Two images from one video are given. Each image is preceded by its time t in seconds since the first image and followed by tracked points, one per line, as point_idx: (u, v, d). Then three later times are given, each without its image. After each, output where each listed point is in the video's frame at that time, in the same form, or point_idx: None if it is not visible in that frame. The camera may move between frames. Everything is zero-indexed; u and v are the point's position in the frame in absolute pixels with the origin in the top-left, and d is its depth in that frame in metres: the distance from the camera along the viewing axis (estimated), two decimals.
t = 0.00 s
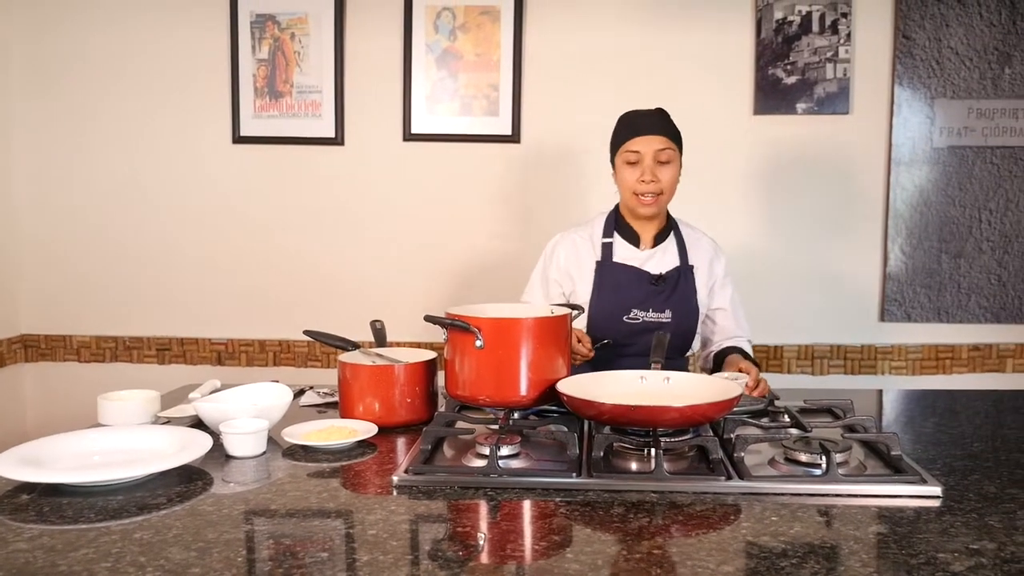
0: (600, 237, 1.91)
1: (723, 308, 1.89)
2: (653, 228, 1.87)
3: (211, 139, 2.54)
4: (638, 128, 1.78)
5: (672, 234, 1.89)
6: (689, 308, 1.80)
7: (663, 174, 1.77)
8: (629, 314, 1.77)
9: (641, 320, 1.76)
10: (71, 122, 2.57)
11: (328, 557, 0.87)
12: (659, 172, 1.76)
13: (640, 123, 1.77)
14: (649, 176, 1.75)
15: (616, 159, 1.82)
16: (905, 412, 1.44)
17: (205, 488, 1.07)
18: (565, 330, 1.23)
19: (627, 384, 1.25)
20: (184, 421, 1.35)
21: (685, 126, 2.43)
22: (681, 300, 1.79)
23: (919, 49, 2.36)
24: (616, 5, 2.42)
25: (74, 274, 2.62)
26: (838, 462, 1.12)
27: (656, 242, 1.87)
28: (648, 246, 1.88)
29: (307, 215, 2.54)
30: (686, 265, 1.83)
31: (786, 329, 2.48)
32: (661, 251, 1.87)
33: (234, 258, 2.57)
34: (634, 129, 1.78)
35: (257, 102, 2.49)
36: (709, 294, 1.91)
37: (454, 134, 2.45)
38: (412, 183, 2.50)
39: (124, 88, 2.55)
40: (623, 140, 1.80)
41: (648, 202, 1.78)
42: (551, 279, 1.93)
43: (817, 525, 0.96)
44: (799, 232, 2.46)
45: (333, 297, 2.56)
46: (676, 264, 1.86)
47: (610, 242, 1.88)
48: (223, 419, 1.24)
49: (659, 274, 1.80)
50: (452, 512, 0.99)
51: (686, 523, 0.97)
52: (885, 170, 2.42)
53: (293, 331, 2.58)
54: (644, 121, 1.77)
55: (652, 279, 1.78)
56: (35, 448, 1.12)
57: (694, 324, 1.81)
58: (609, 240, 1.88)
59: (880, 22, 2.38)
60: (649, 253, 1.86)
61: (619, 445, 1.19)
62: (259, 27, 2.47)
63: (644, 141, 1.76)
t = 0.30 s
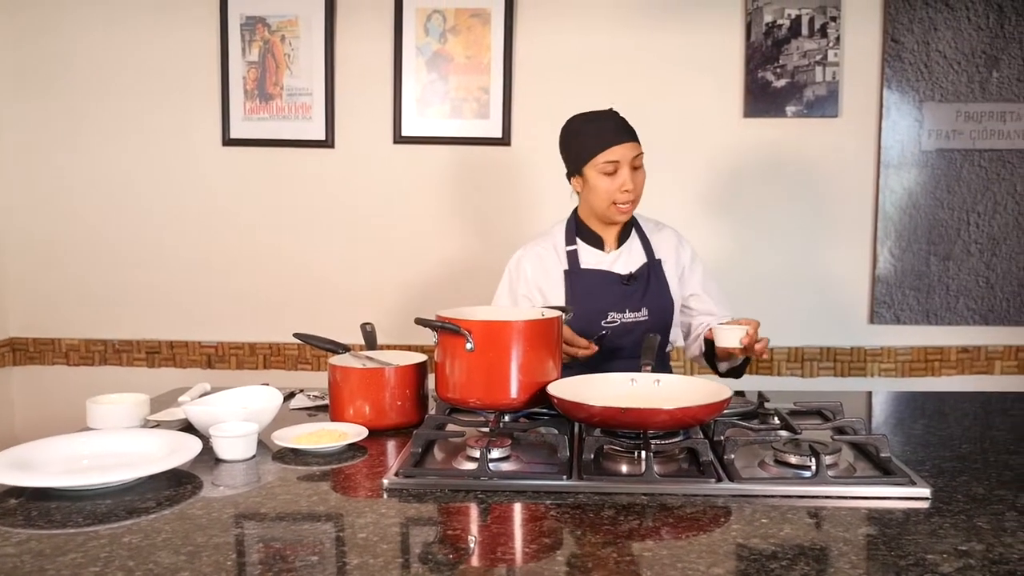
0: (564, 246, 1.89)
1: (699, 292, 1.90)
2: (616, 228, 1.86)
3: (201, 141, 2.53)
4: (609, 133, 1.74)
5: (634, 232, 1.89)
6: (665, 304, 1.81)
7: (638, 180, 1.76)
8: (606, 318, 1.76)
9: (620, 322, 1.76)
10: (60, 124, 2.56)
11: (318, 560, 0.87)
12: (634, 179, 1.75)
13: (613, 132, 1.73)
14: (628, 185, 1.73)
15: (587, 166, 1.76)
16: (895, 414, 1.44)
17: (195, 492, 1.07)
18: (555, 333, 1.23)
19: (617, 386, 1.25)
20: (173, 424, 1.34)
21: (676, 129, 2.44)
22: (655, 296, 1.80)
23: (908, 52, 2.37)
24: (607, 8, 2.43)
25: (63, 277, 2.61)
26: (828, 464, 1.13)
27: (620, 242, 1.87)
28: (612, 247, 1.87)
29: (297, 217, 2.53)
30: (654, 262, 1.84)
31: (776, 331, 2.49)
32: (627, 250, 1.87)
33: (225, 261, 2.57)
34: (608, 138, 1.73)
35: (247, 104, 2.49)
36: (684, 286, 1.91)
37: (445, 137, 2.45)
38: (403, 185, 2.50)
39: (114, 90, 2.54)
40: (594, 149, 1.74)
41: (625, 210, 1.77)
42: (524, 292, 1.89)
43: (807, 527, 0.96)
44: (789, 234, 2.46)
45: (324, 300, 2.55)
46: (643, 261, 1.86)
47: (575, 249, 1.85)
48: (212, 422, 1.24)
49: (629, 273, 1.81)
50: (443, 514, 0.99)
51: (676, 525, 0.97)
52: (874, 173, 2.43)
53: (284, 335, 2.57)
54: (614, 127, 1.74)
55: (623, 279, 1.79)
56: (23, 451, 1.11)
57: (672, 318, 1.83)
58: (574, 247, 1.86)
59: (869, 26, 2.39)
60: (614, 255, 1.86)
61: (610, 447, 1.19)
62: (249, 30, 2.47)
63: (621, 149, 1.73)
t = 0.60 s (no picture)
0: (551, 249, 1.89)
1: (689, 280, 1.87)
2: (602, 230, 1.85)
3: (191, 143, 2.52)
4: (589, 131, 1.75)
5: (620, 232, 1.88)
6: (653, 303, 1.81)
7: (618, 178, 1.75)
8: (596, 319, 1.76)
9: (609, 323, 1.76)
10: (48, 126, 2.55)
11: (309, 564, 0.86)
12: (614, 177, 1.75)
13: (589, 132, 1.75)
14: (608, 183, 1.73)
15: (568, 167, 1.77)
16: (885, 416, 1.45)
17: (185, 495, 1.06)
18: (546, 335, 1.23)
19: (608, 388, 1.25)
20: (163, 427, 1.34)
21: (667, 131, 2.44)
22: (643, 296, 1.81)
23: (897, 55, 2.38)
24: (598, 11, 2.43)
25: (52, 279, 2.60)
26: (818, 466, 1.13)
27: (606, 243, 1.86)
28: (597, 249, 1.86)
29: (288, 219, 2.53)
30: (641, 262, 1.84)
31: (765, 333, 2.50)
32: (614, 250, 1.86)
33: (216, 263, 2.56)
34: (584, 137, 1.75)
35: (237, 106, 2.48)
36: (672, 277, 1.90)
37: (436, 139, 2.45)
38: (394, 187, 2.50)
39: (103, 92, 2.53)
40: (572, 149, 1.76)
41: (606, 208, 1.76)
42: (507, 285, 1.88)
43: (797, 528, 0.96)
44: (779, 235, 2.47)
45: (315, 302, 2.55)
46: (631, 261, 1.85)
47: (562, 252, 1.86)
48: (202, 425, 1.24)
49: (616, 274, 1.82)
50: (434, 517, 0.99)
51: (667, 527, 0.97)
52: (864, 175, 2.44)
53: (274, 337, 2.56)
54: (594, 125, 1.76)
55: (610, 280, 1.79)
56: (12, 455, 1.11)
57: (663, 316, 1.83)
58: (561, 250, 1.86)
59: (857, 29, 2.40)
60: (601, 256, 1.85)
61: (601, 449, 1.19)
62: (239, 32, 2.46)
63: (598, 148, 1.74)
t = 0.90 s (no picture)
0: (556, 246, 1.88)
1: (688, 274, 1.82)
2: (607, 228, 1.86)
3: (180, 145, 2.51)
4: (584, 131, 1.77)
5: (627, 234, 1.87)
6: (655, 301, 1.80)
7: (613, 176, 1.76)
8: (593, 313, 1.78)
9: (607, 318, 1.78)
10: (36, 128, 2.54)
11: (298, 567, 0.86)
12: (609, 175, 1.76)
13: (580, 133, 1.77)
14: (602, 180, 1.74)
15: (565, 168, 1.80)
16: (873, 417, 1.46)
17: (173, 499, 1.06)
18: (536, 337, 1.24)
19: (598, 390, 1.26)
20: (151, 430, 1.33)
21: (657, 133, 2.45)
22: (645, 295, 1.80)
23: (885, 58, 2.39)
24: (587, 13, 2.44)
25: (39, 281, 2.58)
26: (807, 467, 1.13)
27: (611, 242, 1.86)
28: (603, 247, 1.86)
29: (278, 221, 2.52)
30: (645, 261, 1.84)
31: (754, 336, 2.50)
32: (618, 248, 1.86)
33: (206, 265, 2.55)
34: (576, 138, 1.77)
35: (226, 108, 2.48)
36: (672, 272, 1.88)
37: (426, 141, 2.45)
38: (384, 190, 2.50)
39: (92, 93, 2.52)
40: (567, 150, 1.79)
41: (604, 205, 1.77)
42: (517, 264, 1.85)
43: (786, 529, 0.97)
44: (768, 237, 2.48)
45: (306, 304, 2.54)
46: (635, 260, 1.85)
47: (566, 249, 1.85)
48: (191, 428, 1.23)
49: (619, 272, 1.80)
50: (424, 520, 0.99)
51: (657, 529, 0.97)
52: (852, 177, 2.45)
53: (264, 339, 2.56)
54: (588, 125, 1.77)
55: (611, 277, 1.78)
56: None
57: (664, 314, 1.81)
58: (565, 247, 1.85)
59: (845, 32, 2.41)
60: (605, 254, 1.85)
61: (591, 451, 1.19)
62: (228, 34, 2.46)
63: (591, 147, 1.76)
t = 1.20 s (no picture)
0: (566, 245, 1.86)
1: (691, 279, 1.80)
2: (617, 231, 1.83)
3: (169, 147, 2.50)
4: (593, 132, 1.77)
5: (638, 238, 1.85)
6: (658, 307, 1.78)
7: (621, 176, 1.74)
8: (594, 314, 1.76)
9: (606, 320, 1.76)
10: (22, 130, 2.52)
11: (287, 570, 0.86)
12: (617, 175, 1.74)
13: (590, 133, 1.77)
14: (608, 181, 1.72)
15: (575, 167, 1.80)
16: (862, 418, 1.46)
17: (161, 502, 1.06)
18: (525, 340, 1.24)
19: (587, 392, 1.26)
20: (140, 433, 1.33)
21: (647, 136, 2.46)
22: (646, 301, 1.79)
23: (873, 61, 2.40)
24: (577, 16, 2.44)
25: (26, 284, 2.57)
26: (795, 468, 1.14)
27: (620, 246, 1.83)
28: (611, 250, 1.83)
29: (268, 223, 2.52)
30: (652, 267, 1.81)
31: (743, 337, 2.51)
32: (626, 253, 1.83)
33: (195, 267, 2.54)
34: (586, 139, 1.77)
35: (215, 110, 2.47)
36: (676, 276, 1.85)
37: (415, 144, 2.45)
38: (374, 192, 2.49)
39: (79, 95, 2.51)
40: (578, 151, 1.79)
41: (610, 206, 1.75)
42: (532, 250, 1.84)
43: (774, 531, 0.97)
44: (758, 239, 2.49)
45: (296, 307, 2.54)
46: (642, 264, 1.82)
47: (575, 249, 1.83)
48: (179, 431, 1.23)
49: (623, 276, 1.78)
50: (413, 522, 0.99)
51: (646, 531, 0.97)
52: (841, 180, 2.46)
53: (254, 342, 2.55)
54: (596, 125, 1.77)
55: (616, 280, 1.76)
56: None
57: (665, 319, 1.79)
58: (575, 247, 1.83)
59: (833, 35, 2.42)
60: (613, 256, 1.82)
61: (580, 453, 1.20)
62: (217, 35, 2.45)
63: (600, 146, 1.74)
